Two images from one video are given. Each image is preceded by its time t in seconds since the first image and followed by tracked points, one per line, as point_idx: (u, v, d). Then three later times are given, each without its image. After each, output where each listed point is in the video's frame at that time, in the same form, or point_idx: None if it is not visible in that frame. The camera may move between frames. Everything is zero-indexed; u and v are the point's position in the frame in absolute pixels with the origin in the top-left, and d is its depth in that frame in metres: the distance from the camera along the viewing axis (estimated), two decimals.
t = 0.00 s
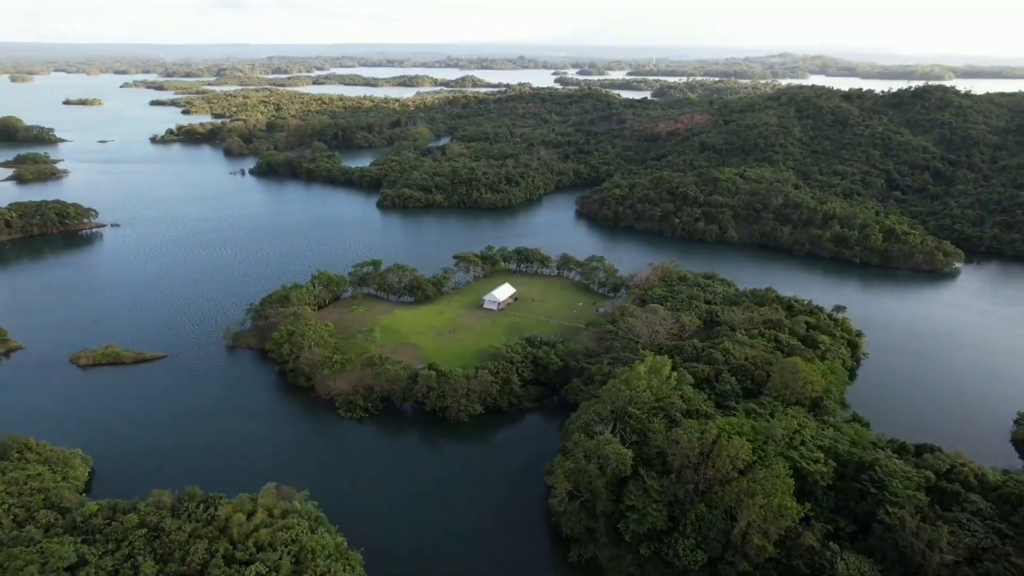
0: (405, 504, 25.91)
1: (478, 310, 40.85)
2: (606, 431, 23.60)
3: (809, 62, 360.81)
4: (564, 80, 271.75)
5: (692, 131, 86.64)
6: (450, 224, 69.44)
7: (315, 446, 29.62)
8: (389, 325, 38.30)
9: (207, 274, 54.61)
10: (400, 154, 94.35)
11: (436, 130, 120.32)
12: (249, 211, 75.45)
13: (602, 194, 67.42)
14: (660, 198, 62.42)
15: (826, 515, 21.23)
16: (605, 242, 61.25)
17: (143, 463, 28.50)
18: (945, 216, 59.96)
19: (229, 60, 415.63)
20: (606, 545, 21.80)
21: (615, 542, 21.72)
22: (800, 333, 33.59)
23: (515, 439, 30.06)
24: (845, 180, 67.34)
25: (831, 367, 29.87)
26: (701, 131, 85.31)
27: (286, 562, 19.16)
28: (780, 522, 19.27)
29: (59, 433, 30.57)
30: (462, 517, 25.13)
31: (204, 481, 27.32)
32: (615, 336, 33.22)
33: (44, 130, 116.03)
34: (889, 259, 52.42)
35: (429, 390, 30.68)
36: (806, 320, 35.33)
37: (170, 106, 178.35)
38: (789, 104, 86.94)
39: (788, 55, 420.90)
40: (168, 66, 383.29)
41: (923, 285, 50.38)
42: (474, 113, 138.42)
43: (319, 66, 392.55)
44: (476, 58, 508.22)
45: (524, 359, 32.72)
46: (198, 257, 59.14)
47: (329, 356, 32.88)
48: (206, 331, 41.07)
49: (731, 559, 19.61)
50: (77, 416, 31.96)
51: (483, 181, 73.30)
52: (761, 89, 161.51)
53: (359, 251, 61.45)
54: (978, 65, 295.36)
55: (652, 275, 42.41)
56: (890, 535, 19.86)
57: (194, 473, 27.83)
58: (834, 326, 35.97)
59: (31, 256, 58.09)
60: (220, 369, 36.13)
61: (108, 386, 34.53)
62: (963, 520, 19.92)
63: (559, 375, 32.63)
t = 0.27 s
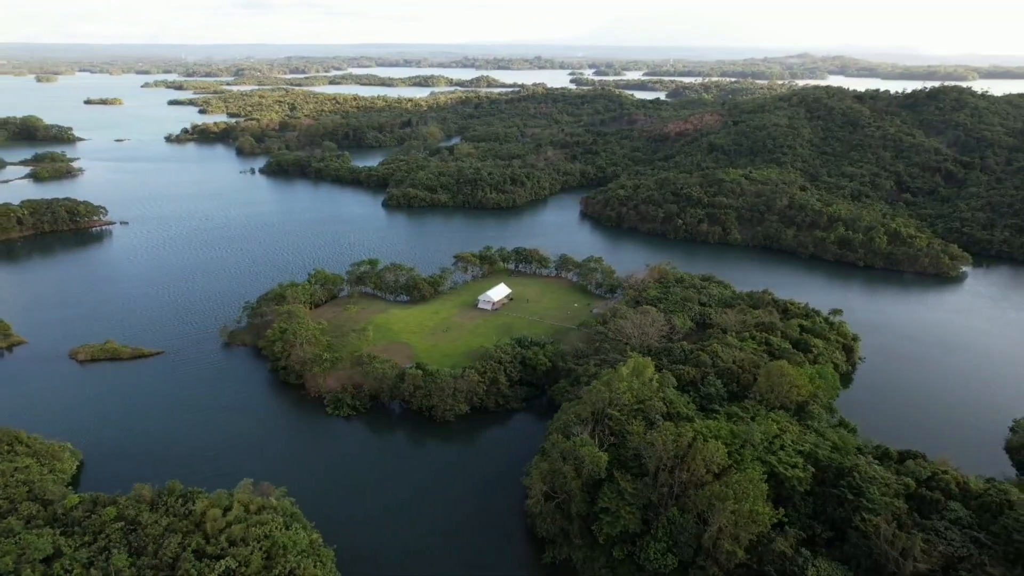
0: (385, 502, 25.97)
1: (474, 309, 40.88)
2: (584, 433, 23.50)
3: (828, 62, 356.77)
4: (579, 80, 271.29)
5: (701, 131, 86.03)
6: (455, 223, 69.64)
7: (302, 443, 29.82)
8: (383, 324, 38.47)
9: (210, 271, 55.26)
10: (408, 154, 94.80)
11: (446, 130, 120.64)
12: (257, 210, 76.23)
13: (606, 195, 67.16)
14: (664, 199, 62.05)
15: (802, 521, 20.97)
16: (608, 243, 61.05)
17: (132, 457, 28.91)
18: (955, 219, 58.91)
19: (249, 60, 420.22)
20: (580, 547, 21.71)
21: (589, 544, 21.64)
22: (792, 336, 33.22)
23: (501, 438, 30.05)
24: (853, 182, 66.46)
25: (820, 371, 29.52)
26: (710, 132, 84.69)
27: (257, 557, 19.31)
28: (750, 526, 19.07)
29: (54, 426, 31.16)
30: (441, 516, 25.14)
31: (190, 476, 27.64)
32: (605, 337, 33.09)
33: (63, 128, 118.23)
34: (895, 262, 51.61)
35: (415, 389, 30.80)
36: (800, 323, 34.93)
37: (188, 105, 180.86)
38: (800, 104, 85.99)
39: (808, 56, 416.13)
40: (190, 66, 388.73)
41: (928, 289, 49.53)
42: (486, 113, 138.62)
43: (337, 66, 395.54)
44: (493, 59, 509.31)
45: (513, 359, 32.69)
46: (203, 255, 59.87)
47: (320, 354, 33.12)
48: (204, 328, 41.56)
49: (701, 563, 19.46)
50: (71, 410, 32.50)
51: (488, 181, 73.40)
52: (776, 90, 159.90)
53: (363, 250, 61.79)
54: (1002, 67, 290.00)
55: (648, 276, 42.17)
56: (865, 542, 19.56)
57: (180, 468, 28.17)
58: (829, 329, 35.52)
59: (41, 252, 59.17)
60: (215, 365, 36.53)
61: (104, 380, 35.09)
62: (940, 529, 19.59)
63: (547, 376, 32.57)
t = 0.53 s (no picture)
0: (368, 500, 26.09)
1: (469, 309, 40.93)
2: (562, 434, 23.43)
3: (849, 63, 352.04)
4: (596, 81, 270.35)
5: (711, 132, 85.34)
6: (459, 223, 69.84)
7: (290, 439, 30.12)
8: (377, 323, 38.64)
9: (215, 269, 55.93)
10: (417, 154, 95.23)
11: (458, 130, 120.92)
12: (266, 208, 77.06)
13: (611, 196, 66.91)
14: (668, 200, 61.66)
15: (778, 527, 20.74)
16: (611, 244, 60.84)
17: (123, 449, 29.38)
18: (966, 223, 57.83)
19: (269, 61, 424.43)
20: (555, 549, 21.61)
21: (563, 546, 21.52)
22: (785, 339, 32.81)
23: (486, 438, 30.06)
24: (863, 185, 65.52)
25: (810, 376, 29.11)
26: (720, 133, 83.99)
27: (229, 551, 19.50)
28: (720, 532, 18.86)
29: (50, 419, 31.78)
30: (421, 515, 25.19)
31: (177, 469, 28.05)
32: (595, 339, 32.95)
33: (82, 127, 120.32)
34: (900, 266, 50.77)
35: (403, 388, 30.91)
36: (795, 327, 34.52)
37: (206, 105, 183.18)
38: (812, 105, 84.89)
39: (829, 57, 410.75)
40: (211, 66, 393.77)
41: (935, 293, 48.66)
42: (498, 113, 138.75)
43: (354, 67, 399.13)
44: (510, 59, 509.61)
45: (502, 359, 32.68)
46: (210, 252, 60.62)
47: (311, 352, 33.37)
48: (202, 325, 42.17)
49: (671, 568, 19.26)
50: (68, 404, 33.08)
51: (494, 182, 73.47)
52: (792, 91, 158.06)
53: (367, 249, 62.18)
54: None
55: (645, 278, 41.94)
56: (840, 549, 19.22)
57: (169, 461, 28.58)
58: (824, 334, 35.03)
59: (52, 249, 60.27)
60: (211, 361, 37.01)
61: (103, 374, 35.73)
62: (917, 538, 19.22)
63: (537, 377, 32.51)
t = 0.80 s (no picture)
0: (351, 498, 26.25)
1: (465, 309, 40.98)
2: (541, 435, 23.37)
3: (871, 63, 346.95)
4: (612, 81, 269.25)
5: (722, 133, 84.59)
6: (465, 223, 69.98)
7: (278, 436, 30.41)
8: (372, 322, 38.85)
9: (220, 267, 56.61)
10: (427, 153, 95.57)
11: (469, 130, 121.12)
12: (275, 207, 77.82)
13: (617, 196, 66.63)
14: (673, 201, 61.24)
15: (754, 532, 20.50)
16: (614, 245, 60.59)
17: (115, 443, 29.88)
18: (978, 227, 56.70)
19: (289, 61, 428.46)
20: (529, 549, 21.58)
21: (538, 548, 21.48)
22: (778, 342, 32.39)
23: (473, 438, 30.09)
24: (873, 187, 64.53)
25: (799, 380, 28.73)
26: (730, 134, 83.21)
27: (203, 545, 19.74)
28: (691, 536, 18.69)
29: (48, 412, 32.42)
30: (402, 514, 25.30)
31: (167, 463, 28.46)
32: (586, 341, 32.83)
33: (101, 126, 122.37)
34: (907, 270, 49.92)
35: (392, 387, 31.05)
36: (790, 330, 34.09)
37: (224, 104, 185.47)
38: (825, 106, 83.75)
39: (852, 57, 404.98)
40: (232, 66, 398.33)
41: (941, 298, 47.79)
42: (511, 113, 138.81)
43: (372, 66, 401.69)
44: (528, 59, 509.31)
45: (492, 359, 32.67)
46: (217, 250, 61.35)
47: (304, 350, 33.65)
48: (202, 321, 42.73)
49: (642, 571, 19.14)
50: (66, 398, 33.66)
51: (500, 182, 73.51)
52: (809, 91, 156.08)
53: (371, 248, 62.56)
54: None
55: (641, 280, 41.71)
56: (813, 556, 18.97)
57: (159, 456, 29.00)
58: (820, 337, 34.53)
59: (64, 245, 61.36)
60: (208, 358, 37.47)
61: (102, 369, 36.36)
62: (893, 546, 18.91)
63: (526, 377, 32.46)
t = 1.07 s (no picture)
0: (338, 494, 26.48)
1: (464, 308, 41.08)
2: (522, 436, 23.34)
3: (899, 63, 340.47)
4: (633, 81, 267.75)
5: (736, 134, 83.64)
6: (474, 223, 70.12)
7: (272, 432, 30.78)
8: (371, 320, 39.14)
9: (230, 264, 57.42)
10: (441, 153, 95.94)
11: (485, 130, 121.29)
12: (288, 205, 78.74)
13: (626, 198, 66.25)
14: (682, 202, 60.72)
15: (732, 538, 20.24)
16: (622, 246, 60.27)
17: (114, 435, 30.48)
18: (995, 231, 55.34)
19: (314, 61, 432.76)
20: (507, 550, 21.56)
21: (515, 550, 21.42)
22: (775, 346, 31.92)
23: (463, 437, 30.16)
24: (889, 190, 63.31)
25: (793, 386, 28.29)
26: (745, 135, 82.24)
27: (183, 537, 20.07)
28: (663, 541, 18.50)
29: (51, 404, 33.21)
30: (387, 511, 25.47)
31: (161, 456, 28.97)
32: (580, 342, 32.71)
33: (125, 124, 124.98)
34: (919, 274, 48.88)
35: (385, 385, 31.23)
36: (788, 334, 33.60)
37: (247, 103, 188.06)
38: (843, 107, 82.36)
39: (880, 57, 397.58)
40: (258, 66, 403.48)
41: (953, 303, 46.70)
42: (528, 113, 138.79)
43: (395, 66, 404.50)
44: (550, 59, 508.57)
45: (486, 359, 32.72)
46: (228, 247, 62.24)
47: (300, 347, 34.02)
48: (207, 317, 43.41)
49: (614, 575, 18.93)
50: (70, 392, 34.41)
51: (511, 182, 73.52)
52: (831, 92, 153.63)
53: (379, 246, 62.97)
54: None
55: (642, 281, 41.43)
56: (789, 564, 18.66)
57: (155, 449, 29.53)
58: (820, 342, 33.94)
59: (81, 241, 62.68)
60: (209, 353, 38.05)
61: (106, 363, 37.13)
62: (872, 556, 18.56)
63: (519, 377, 32.43)
